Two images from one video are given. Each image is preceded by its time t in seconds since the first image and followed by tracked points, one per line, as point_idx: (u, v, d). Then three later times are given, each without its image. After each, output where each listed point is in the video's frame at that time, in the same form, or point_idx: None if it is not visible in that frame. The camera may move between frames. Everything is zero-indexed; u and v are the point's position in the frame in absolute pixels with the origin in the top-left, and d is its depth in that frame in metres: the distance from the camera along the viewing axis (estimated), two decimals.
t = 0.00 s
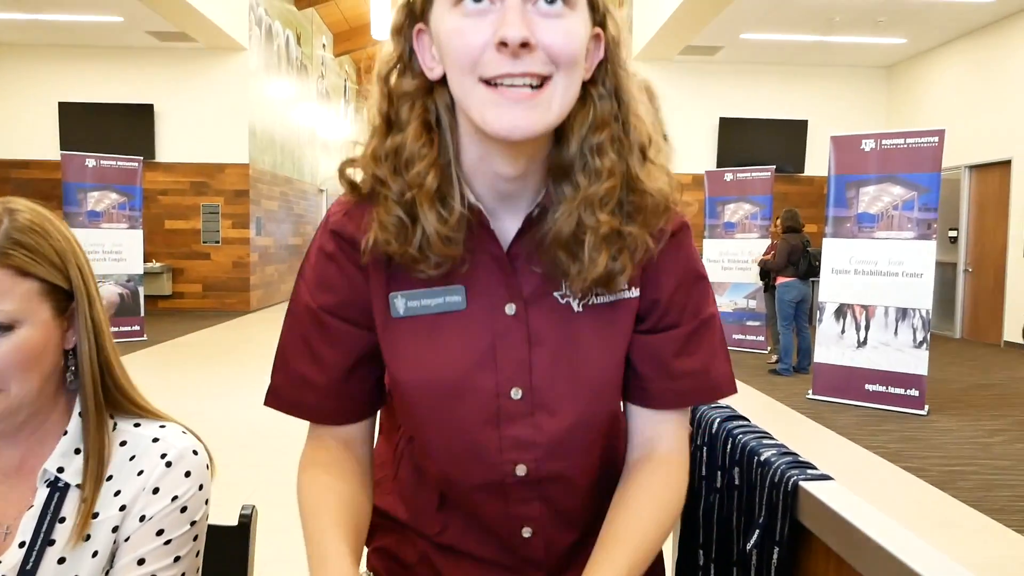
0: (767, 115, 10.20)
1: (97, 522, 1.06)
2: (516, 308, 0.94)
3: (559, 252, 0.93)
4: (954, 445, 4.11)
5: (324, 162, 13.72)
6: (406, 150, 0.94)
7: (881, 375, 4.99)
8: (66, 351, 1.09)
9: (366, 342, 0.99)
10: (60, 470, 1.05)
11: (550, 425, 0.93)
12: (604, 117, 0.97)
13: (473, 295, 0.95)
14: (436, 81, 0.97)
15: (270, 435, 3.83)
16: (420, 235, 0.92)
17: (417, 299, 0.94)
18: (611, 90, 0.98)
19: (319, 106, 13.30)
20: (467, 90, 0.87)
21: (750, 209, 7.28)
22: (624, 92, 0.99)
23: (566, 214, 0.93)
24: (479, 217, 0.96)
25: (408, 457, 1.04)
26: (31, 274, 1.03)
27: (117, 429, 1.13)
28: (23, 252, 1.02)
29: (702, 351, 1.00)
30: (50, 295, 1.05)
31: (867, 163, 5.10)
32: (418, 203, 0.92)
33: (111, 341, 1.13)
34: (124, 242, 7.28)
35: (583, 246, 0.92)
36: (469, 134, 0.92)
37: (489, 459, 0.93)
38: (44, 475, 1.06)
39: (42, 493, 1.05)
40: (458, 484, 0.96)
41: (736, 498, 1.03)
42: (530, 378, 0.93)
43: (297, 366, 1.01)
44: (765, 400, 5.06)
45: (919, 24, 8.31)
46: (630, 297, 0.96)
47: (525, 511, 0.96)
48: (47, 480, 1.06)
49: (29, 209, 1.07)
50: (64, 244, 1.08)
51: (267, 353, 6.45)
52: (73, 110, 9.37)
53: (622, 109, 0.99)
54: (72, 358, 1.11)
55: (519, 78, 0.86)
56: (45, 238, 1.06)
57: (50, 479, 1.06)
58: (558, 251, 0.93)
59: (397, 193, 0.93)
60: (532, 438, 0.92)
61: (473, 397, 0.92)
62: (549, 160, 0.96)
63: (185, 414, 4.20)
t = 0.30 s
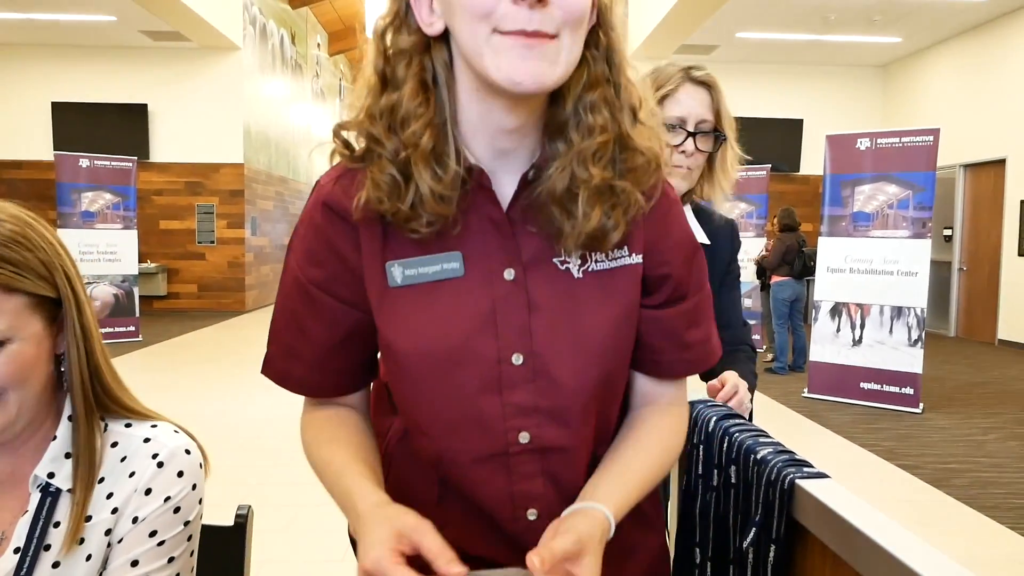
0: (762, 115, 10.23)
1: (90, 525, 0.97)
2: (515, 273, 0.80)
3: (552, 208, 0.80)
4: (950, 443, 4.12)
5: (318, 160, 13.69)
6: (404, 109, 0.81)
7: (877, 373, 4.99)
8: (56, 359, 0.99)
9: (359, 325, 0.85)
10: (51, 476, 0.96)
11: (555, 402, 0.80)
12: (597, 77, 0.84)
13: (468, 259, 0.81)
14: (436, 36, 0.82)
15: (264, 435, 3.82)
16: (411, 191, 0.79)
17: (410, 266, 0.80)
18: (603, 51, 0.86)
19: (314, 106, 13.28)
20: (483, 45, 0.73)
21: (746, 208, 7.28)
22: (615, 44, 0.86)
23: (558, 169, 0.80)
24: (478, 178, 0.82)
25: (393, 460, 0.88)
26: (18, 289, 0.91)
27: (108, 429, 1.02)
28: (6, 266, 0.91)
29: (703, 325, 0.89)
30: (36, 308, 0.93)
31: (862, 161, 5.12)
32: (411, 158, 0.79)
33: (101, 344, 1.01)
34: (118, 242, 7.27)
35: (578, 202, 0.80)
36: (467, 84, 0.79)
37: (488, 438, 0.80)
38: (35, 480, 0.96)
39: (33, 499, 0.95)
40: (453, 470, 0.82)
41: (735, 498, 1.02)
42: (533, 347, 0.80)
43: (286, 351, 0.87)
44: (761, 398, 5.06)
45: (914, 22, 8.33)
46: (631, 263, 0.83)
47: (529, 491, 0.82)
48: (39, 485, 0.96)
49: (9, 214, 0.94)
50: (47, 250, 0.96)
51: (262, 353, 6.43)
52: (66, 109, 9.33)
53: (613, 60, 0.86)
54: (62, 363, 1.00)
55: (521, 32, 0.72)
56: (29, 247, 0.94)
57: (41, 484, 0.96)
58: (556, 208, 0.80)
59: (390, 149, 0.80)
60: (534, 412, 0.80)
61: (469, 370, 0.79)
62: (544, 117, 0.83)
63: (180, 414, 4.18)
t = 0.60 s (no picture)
0: (760, 110, 10.22)
1: (84, 517, 0.96)
2: (524, 244, 0.79)
3: (562, 175, 0.82)
4: (944, 438, 4.14)
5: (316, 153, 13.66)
6: (439, 81, 0.74)
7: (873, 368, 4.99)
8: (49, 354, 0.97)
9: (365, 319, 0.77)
10: (44, 468, 0.95)
11: (573, 367, 0.79)
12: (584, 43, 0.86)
13: (481, 229, 0.78)
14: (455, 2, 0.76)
15: (261, 428, 3.82)
16: (425, 162, 0.75)
17: (421, 244, 0.76)
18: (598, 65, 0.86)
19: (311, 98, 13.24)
20: (534, 59, 0.71)
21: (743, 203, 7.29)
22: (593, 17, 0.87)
23: (568, 137, 0.82)
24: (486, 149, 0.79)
25: (397, 452, 0.83)
26: (11, 289, 0.89)
27: (102, 421, 1.02)
28: None
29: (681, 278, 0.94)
30: (30, 306, 0.92)
31: (861, 157, 5.13)
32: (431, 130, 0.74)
33: (94, 338, 1.00)
34: (114, 235, 7.25)
35: (589, 167, 0.82)
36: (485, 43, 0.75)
37: (515, 413, 0.77)
38: (28, 473, 0.95)
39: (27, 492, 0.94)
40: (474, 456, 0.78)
41: (734, 492, 1.01)
42: (552, 314, 0.78)
43: (282, 358, 0.77)
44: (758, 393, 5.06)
45: (912, 18, 8.33)
46: (631, 225, 0.85)
47: (555, 460, 0.80)
48: (32, 477, 0.95)
49: None
50: (41, 249, 0.94)
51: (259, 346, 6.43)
52: (61, 100, 9.27)
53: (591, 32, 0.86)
54: (57, 355, 0.99)
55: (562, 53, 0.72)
56: (22, 246, 0.92)
57: (34, 477, 0.95)
58: (569, 178, 0.82)
59: (400, 118, 0.74)
60: (555, 380, 0.78)
61: (493, 343, 0.75)
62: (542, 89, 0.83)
63: (176, 407, 4.18)
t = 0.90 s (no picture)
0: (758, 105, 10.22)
1: (77, 509, 0.96)
2: (541, 232, 0.81)
3: (565, 176, 0.88)
4: (938, 433, 4.15)
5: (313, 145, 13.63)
6: (507, 70, 0.70)
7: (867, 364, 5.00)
8: (38, 346, 0.96)
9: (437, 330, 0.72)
10: (38, 463, 0.95)
11: (588, 342, 0.83)
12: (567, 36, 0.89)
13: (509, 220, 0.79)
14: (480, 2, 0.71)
15: (258, 421, 3.82)
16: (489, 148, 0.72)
17: (463, 244, 0.73)
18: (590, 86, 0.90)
19: (306, 90, 13.19)
20: (551, 60, 0.73)
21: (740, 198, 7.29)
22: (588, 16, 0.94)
23: (570, 137, 0.88)
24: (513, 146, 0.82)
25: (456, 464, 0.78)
26: None
27: (95, 414, 1.02)
28: None
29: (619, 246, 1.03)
30: (16, 294, 0.91)
31: (857, 153, 5.13)
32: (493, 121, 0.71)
33: (86, 331, 0.99)
34: (109, 225, 7.23)
35: (588, 164, 0.89)
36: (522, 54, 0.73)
37: (557, 394, 0.79)
38: (21, 468, 0.95)
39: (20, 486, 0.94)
40: (528, 443, 0.78)
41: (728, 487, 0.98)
42: (571, 295, 0.81)
43: (371, 392, 0.68)
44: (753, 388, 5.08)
45: (910, 14, 8.32)
46: (609, 210, 0.95)
47: (574, 430, 0.84)
48: (25, 472, 0.95)
49: None
50: (28, 236, 0.93)
51: (255, 339, 6.43)
52: (56, 90, 9.22)
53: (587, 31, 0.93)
54: (43, 357, 0.97)
55: (580, 57, 0.74)
56: (8, 232, 0.91)
57: (28, 472, 0.95)
58: (572, 175, 0.88)
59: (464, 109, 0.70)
60: (581, 356, 0.82)
61: (542, 330, 0.77)
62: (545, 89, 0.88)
63: (171, 399, 4.18)
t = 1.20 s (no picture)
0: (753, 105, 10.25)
1: (69, 510, 0.96)
2: (550, 229, 0.81)
3: (577, 171, 0.86)
4: (931, 433, 4.17)
5: (308, 144, 13.61)
6: (440, 56, 0.73)
7: (862, 363, 5.02)
8: (29, 346, 0.95)
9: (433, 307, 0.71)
10: (29, 463, 0.95)
11: (591, 345, 0.82)
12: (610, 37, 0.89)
13: (514, 214, 0.79)
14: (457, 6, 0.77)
15: (253, 420, 3.82)
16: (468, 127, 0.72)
17: (472, 225, 0.74)
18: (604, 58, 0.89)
19: (303, 89, 13.18)
20: (518, 18, 0.71)
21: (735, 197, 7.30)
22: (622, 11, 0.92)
23: (587, 132, 0.85)
24: (521, 137, 0.80)
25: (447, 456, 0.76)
26: None
27: (87, 414, 1.01)
28: None
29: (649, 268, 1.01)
30: (6, 294, 0.90)
31: (851, 153, 5.15)
32: (456, 103, 0.72)
33: (76, 331, 0.98)
34: (103, 223, 7.21)
35: (605, 163, 0.87)
36: (494, 42, 0.76)
37: (554, 392, 0.78)
38: (12, 468, 0.95)
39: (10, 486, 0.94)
40: (517, 439, 0.76)
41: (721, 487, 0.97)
42: (576, 295, 0.81)
43: (353, 352, 0.66)
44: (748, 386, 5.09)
45: (904, 15, 8.35)
46: (621, 220, 0.94)
47: (573, 437, 0.81)
48: (17, 472, 0.95)
49: None
50: (18, 234, 0.92)
51: (249, 338, 6.42)
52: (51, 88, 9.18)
53: (618, 21, 0.91)
54: (33, 358, 0.96)
55: (543, 10, 0.71)
56: None
57: (19, 472, 0.95)
58: (582, 173, 0.86)
59: (432, 92, 0.72)
60: (580, 358, 0.80)
61: (540, 323, 0.76)
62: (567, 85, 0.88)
63: (165, 398, 4.17)
